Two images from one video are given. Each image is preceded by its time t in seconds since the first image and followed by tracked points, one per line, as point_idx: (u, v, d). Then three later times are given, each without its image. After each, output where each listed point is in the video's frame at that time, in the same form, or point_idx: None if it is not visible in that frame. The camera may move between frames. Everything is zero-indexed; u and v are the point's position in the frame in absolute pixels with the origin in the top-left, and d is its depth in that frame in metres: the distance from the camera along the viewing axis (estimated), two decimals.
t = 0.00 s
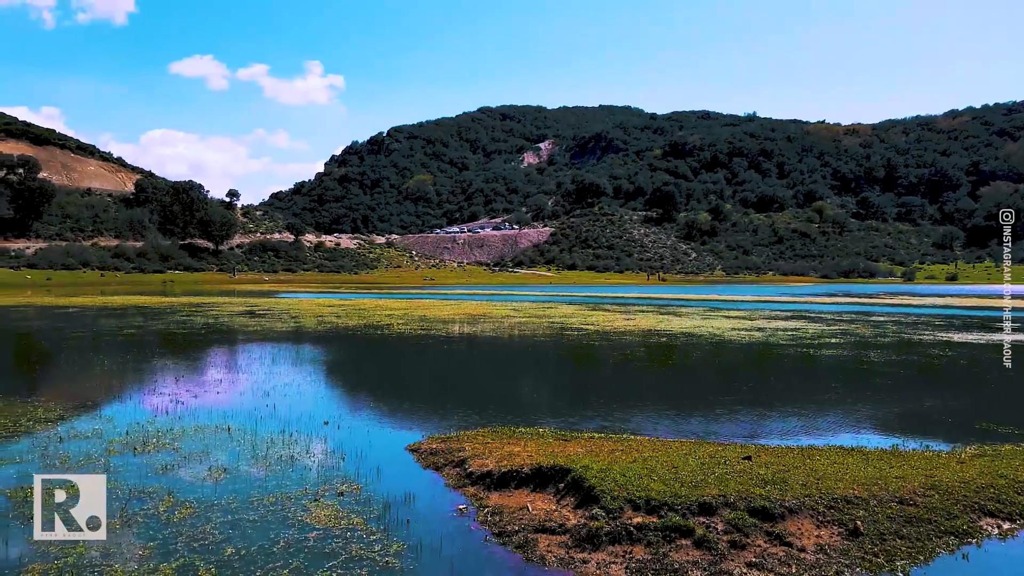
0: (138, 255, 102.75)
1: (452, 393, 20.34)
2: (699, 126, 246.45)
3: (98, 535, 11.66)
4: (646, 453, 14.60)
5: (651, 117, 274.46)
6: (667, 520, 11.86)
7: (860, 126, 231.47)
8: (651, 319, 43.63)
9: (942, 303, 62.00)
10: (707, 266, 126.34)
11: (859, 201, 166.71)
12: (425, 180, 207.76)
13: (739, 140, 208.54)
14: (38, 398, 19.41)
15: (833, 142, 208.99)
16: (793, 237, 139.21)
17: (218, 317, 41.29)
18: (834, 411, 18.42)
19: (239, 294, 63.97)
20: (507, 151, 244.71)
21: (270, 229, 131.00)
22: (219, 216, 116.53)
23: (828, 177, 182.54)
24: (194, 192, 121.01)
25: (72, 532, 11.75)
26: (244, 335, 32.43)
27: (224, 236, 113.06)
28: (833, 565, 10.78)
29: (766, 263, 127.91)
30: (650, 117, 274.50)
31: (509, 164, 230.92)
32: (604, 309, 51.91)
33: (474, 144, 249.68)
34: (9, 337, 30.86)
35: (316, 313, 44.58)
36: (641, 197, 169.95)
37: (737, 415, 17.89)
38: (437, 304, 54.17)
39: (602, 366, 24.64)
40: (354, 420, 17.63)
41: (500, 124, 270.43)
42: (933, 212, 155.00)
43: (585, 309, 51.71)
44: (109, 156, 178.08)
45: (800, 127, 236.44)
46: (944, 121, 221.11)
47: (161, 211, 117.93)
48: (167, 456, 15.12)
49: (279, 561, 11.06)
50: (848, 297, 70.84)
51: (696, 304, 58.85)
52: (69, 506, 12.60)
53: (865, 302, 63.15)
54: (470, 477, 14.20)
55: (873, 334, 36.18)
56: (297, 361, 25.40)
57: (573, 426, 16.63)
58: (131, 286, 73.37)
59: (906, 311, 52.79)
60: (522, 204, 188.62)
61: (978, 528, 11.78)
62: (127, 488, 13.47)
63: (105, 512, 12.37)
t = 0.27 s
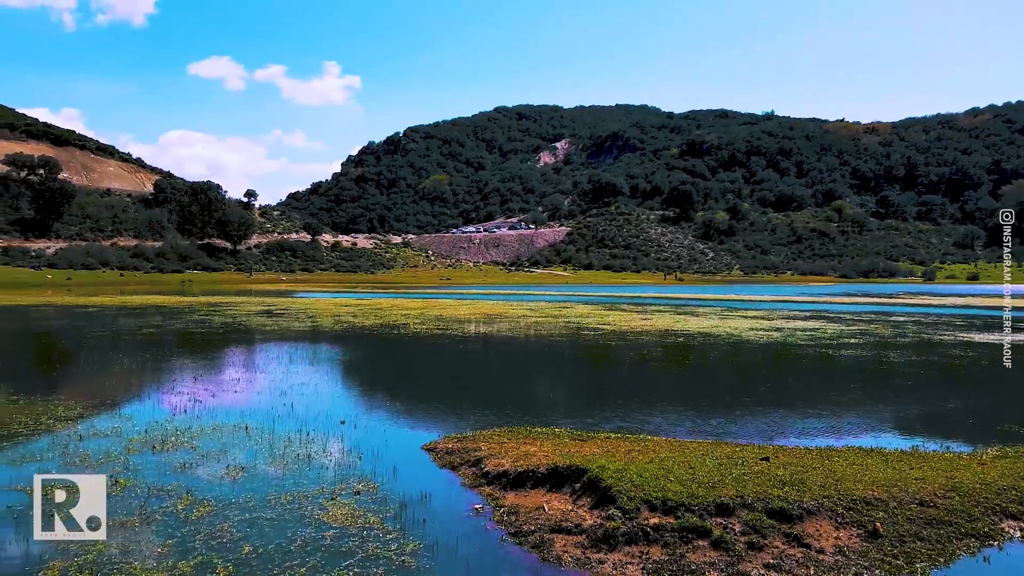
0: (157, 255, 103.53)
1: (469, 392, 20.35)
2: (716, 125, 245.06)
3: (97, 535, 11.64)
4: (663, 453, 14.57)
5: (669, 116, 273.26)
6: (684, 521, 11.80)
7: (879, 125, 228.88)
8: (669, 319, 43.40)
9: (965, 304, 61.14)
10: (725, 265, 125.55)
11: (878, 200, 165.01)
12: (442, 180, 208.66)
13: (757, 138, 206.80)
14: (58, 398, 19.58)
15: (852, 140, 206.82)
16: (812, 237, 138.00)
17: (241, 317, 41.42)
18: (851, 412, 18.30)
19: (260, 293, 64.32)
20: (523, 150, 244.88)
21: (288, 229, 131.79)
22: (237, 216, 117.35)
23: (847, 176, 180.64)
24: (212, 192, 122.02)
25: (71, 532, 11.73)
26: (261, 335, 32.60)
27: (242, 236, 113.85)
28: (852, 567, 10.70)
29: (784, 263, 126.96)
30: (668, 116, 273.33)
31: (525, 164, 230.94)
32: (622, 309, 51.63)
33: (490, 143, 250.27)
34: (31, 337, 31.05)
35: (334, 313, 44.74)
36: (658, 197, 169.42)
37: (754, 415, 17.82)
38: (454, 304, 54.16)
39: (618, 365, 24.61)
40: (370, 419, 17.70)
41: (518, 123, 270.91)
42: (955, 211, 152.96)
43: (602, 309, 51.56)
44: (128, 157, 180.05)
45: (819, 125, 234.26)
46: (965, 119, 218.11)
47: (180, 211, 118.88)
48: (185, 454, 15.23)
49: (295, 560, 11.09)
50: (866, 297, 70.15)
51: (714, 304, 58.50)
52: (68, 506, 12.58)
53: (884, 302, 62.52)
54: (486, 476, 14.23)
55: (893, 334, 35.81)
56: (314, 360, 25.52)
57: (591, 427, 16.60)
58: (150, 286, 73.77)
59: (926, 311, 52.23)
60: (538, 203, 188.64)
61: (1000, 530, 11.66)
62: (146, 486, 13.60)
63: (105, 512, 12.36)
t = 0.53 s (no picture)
0: (174, 255, 104.42)
1: (484, 392, 20.35)
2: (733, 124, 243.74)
3: (98, 536, 11.64)
4: (678, 453, 14.51)
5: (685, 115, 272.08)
6: (700, 522, 11.76)
7: (898, 123, 226.48)
8: (686, 319, 43.20)
9: (988, 304, 60.33)
10: (742, 265, 124.93)
11: (896, 199, 163.49)
12: (457, 180, 209.24)
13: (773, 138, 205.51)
14: (77, 397, 19.75)
15: (870, 139, 204.97)
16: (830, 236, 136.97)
17: (263, 317, 41.67)
18: (869, 413, 18.16)
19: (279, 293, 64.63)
20: (538, 150, 245.09)
21: (304, 229, 132.53)
22: (253, 216, 117.79)
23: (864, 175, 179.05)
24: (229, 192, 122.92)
25: (72, 532, 11.73)
26: (277, 335, 32.73)
27: (259, 236, 114.29)
28: (870, 569, 10.62)
29: (801, 262, 126.17)
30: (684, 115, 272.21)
31: (540, 164, 231.05)
32: (638, 309, 51.45)
33: (505, 143, 250.74)
34: (53, 336, 31.41)
35: (350, 312, 44.86)
36: (673, 196, 168.98)
37: (771, 417, 17.71)
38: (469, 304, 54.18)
39: (634, 366, 24.56)
40: (385, 419, 17.75)
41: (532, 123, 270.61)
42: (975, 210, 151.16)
43: (617, 309, 51.41)
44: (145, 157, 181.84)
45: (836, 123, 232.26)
46: (985, 117, 215.27)
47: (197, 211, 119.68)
48: (202, 453, 15.33)
49: (310, 559, 11.13)
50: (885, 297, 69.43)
51: (731, 304, 58.18)
52: (69, 507, 12.58)
53: (902, 302, 61.90)
54: (502, 476, 14.23)
55: (911, 334, 35.47)
56: (330, 360, 25.63)
57: (608, 428, 16.56)
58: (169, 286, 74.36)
59: (945, 312, 51.65)
60: (553, 203, 188.70)
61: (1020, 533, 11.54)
62: (163, 485, 13.71)
63: (105, 512, 12.36)
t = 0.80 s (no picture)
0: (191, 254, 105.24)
1: (499, 392, 20.37)
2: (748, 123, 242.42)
3: (97, 535, 11.65)
4: (693, 454, 14.47)
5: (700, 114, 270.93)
6: (714, 523, 11.70)
7: (915, 122, 224.13)
8: (703, 319, 43.01)
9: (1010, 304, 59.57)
10: (757, 264, 124.35)
11: (914, 199, 161.95)
12: (471, 180, 209.77)
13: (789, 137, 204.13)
14: (95, 395, 19.95)
15: (888, 138, 203.01)
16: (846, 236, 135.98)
17: (282, 316, 41.90)
18: (886, 414, 18.03)
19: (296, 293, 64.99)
20: (552, 150, 245.23)
21: (319, 229, 133.29)
22: (268, 216, 117.73)
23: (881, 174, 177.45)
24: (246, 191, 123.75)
25: (72, 532, 11.75)
26: (292, 334, 32.90)
27: (274, 236, 114.40)
28: (886, 571, 10.54)
29: (817, 262, 125.33)
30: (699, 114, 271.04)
31: (554, 163, 230.92)
32: (653, 309, 51.39)
33: (520, 143, 251.04)
34: (71, 335, 31.77)
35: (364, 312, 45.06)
36: (688, 196, 168.44)
37: (787, 417, 17.63)
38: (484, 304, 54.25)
39: (648, 366, 24.52)
40: (400, 418, 17.83)
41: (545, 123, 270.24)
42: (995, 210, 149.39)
43: (632, 309, 51.35)
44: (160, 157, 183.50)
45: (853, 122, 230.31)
46: (1004, 117, 212.66)
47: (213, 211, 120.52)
48: (219, 452, 15.45)
49: (325, 558, 11.17)
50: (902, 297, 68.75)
51: (746, 304, 57.93)
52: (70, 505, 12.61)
53: (920, 302, 61.35)
54: (516, 476, 14.25)
55: (929, 335, 35.15)
56: (346, 360, 25.77)
57: (623, 428, 16.54)
58: (187, 286, 74.93)
59: (964, 312, 51.10)
60: (567, 203, 188.70)
61: None
62: (179, 483, 13.83)
63: (105, 512, 12.38)
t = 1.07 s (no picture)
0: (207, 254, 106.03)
1: (513, 392, 20.40)
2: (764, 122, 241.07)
3: (98, 535, 11.66)
4: (709, 455, 14.43)
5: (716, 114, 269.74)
6: (729, 525, 11.66)
7: (934, 121, 221.70)
8: (719, 319, 42.85)
9: None
10: (773, 264, 123.67)
11: (932, 199, 160.38)
12: (485, 180, 210.13)
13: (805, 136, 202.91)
14: (112, 393, 20.13)
15: (906, 138, 201.03)
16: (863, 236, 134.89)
17: (299, 316, 42.17)
18: (902, 415, 17.90)
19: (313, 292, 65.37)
20: (567, 150, 245.18)
21: (334, 229, 133.94)
22: (284, 216, 117.16)
23: (898, 173, 175.80)
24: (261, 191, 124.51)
25: (73, 531, 11.77)
26: (308, 334, 33.09)
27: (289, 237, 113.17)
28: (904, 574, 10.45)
29: (834, 262, 124.40)
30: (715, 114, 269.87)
31: (569, 163, 230.83)
32: (668, 310, 51.31)
33: (534, 143, 251.30)
34: (92, 334, 32.21)
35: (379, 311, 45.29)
36: (703, 196, 167.85)
37: (803, 418, 17.54)
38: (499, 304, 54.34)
39: (662, 367, 24.49)
40: (415, 418, 17.87)
41: (558, 122, 269.96)
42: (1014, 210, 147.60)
43: (646, 309, 51.27)
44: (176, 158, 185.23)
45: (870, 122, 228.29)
46: None
47: (228, 211, 121.48)
48: (235, 450, 15.56)
49: (340, 556, 11.22)
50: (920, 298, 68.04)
51: (761, 305, 57.70)
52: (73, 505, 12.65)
53: (939, 303, 60.71)
54: (529, 476, 14.26)
55: (948, 336, 34.82)
56: (361, 359, 25.89)
57: (637, 428, 16.54)
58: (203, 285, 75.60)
59: (983, 314, 50.54)
60: (581, 203, 188.60)
61: None
62: (195, 481, 13.94)
63: (105, 511, 12.39)
